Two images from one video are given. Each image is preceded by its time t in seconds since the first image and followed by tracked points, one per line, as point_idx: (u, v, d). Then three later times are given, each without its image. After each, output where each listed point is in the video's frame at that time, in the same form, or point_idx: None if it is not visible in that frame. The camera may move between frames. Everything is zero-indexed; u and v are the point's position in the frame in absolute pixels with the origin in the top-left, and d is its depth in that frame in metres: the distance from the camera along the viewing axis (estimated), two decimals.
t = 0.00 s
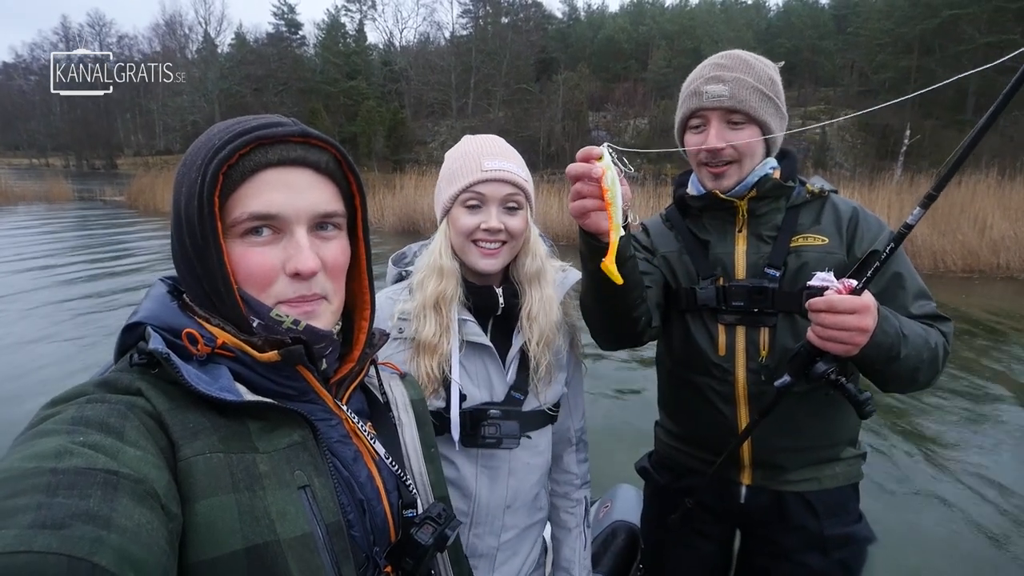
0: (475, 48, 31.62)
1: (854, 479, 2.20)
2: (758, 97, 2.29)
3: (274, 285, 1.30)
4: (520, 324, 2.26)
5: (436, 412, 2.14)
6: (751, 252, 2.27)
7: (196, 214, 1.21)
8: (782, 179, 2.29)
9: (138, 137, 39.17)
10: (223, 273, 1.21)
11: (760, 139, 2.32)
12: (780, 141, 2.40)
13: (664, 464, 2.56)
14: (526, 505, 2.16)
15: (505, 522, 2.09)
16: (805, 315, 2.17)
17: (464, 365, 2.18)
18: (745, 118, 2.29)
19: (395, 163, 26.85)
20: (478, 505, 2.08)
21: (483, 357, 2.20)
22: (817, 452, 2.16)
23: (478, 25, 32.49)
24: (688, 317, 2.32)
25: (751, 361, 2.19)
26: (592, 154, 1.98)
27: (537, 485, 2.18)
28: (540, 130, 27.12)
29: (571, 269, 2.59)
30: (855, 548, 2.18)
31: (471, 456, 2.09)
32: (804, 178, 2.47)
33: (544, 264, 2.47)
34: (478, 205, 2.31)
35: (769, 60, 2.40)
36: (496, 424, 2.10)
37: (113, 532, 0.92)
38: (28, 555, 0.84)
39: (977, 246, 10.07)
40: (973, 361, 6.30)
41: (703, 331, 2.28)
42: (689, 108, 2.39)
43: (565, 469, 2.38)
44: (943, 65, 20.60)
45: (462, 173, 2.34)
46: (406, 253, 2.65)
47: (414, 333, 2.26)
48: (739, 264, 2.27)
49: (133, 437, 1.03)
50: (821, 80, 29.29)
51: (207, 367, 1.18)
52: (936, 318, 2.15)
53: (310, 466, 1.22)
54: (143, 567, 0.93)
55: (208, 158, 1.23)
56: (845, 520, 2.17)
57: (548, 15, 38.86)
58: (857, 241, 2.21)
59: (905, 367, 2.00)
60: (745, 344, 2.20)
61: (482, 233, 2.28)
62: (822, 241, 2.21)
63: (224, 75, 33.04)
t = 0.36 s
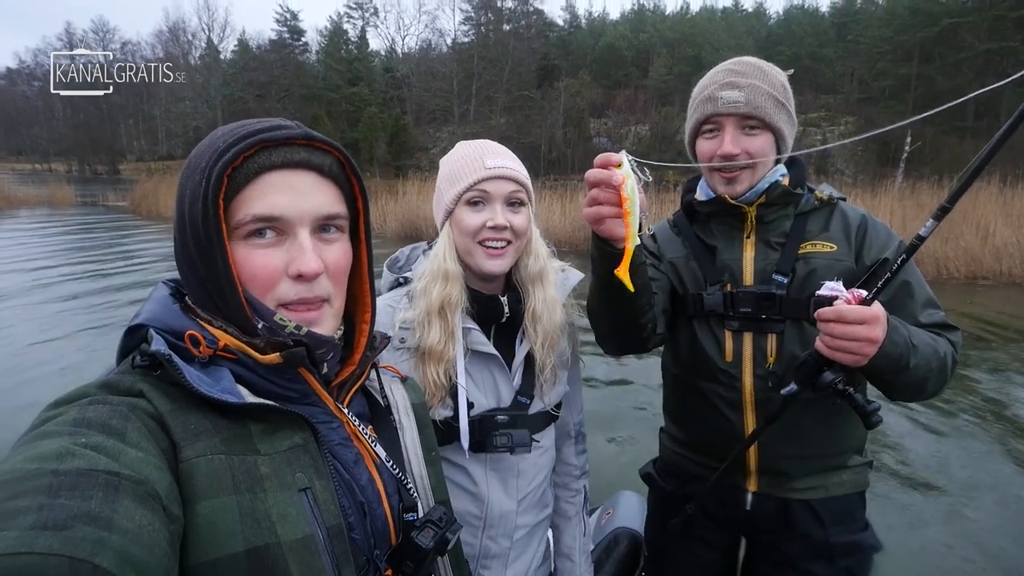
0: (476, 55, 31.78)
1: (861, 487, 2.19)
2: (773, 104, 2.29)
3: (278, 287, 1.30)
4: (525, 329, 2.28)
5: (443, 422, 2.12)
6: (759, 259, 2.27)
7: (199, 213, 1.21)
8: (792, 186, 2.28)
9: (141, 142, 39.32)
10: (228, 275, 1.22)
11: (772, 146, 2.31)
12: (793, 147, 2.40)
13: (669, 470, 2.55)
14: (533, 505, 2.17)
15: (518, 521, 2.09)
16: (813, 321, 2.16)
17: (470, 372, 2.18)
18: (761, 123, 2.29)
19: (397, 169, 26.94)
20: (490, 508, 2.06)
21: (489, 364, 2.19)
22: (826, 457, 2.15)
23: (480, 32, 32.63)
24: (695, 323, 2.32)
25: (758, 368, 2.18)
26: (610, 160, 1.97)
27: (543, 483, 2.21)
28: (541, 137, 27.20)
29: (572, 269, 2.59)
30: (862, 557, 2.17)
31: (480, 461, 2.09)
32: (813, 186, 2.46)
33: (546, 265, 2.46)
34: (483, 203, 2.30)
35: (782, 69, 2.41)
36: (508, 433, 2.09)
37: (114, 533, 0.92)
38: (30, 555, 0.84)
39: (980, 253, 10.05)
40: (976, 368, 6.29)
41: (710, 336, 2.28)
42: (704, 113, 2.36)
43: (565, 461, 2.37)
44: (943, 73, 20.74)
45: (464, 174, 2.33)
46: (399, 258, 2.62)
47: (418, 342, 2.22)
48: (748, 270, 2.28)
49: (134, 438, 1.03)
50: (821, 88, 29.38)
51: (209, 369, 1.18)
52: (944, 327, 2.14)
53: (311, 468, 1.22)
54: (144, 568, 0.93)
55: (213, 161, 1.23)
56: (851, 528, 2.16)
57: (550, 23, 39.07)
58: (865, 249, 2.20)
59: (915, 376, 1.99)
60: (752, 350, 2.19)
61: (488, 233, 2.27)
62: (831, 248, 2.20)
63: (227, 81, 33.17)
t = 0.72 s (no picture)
0: (474, 55, 31.81)
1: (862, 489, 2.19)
2: (769, 101, 2.29)
3: (290, 284, 1.30)
4: (526, 325, 2.27)
5: (448, 419, 2.12)
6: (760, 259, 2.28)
7: (209, 211, 1.20)
8: (792, 186, 2.28)
9: (137, 143, 39.23)
10: (242, 273, 1.21)
11: (771, 144, 2.31)
12: (790, 147, 2.40)
13: (670, 470, 2.55)
14: (536, 499, 2.17)
15: (523, 515, 2.10)
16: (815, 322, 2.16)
17: (473, 369, 2.18)
18: (758, 120, 2.29)
19: (394, 169, 26.94)
20: (495, 503, 2.06)
21: (492, 361, 2.20)
22: (828, 456, 2.15)
23: (477, 33, 32.65)
24: (694, 324, 2.33)
25: (759, 369, 2.18)
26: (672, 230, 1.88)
27: (546, 476, 2.21)
28: (538, 137, 27.23)
29: (571, 264, 2.59)
30: (864, 559, 2.16)
31: (485, 456, 2.10)
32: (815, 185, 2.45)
33: (545, 261, 2.45)
34: (480, 202, 2.30)
35: (778, 68, 2.42)
36: (513, 428, 2.11)
37: (111, 533, 0.92)
38: (27, 555, 0.84)
39: (977, 252, 10.11)
40: (973, 366, 6.32)
41: (710, 338, 2.28)
42: (701, 112, 2.38)
43: (565, 454, 2.37)
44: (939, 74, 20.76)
45: (460, 172, 2.33)
46: (397, 254, 2.61)
47: (420, 340, 2.21)
48: (748, 271, 2.28)
49: (131, 438, 1.02)
50: (818, 88, 29.45)
51: (208, 368, 1.17)
52: (945, 330, 2.16)
53: (310, 468, 1.22)
54: (141, 567, 0.93)
55: (224, 159, 1.22)
56: (853, 530, 2.15)
57: (547, 23, 39.14)
58: (867, 249, 2.17)
59: (911, 382, 2.00)
60: (752, 351, 2.19)
61: (486, 231, 2.27)
62: (831, 249, 2.18)
63: (224, 82, 33.13)
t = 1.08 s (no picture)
0: (476, 56, 31.83)
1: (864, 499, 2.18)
2: (772, 110, 2.29)
3: (279, 286, 1.30)
4: (528, 318, 2.25)
5: (447, 408, 2.14)
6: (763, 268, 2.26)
7: (202, 212, 1.21)
8: (797, 195, 2.28)
9: (139, 140, 39.21)
10: (230, 275, 1.21)
11: (774, 153, 2.32)
12: (796, 155, 2.40)
13: (672, 476, 2.55)
14: (541, 502, 2.14)
15: (521, 518, 2.07)
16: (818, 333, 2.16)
17: (474, 360, 2.18)
18: (759, 129, 2.30)
19: (396, 169, 26.92)
20: (494, 502, 2.06)
21: (493, 351, 2.18)
22: (830, 466, 2.15)
23: (479, 34, 32.66)
24: (698, 333, 2.33)
25: (760, 378, 2.18)
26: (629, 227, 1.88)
27: (551, 479, 2.17)
28: (540, 138, 27.23)
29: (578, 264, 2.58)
30: (865, 569, 2.16)
31: (483, 451, 2.09)
32: (822, 194, 2.45)
33: (550, 258, 2.46)
34: (486, 197, 2.31)
35: (782, 75, 2.41)
36: (508, 417, 2.09)
37: (113, 533, 0.92)
38: (29, 554, 0.84)
39: (980, 258, 10.12)
40: (975, 373, 6.32)
41: (713, 347, 2.28)
42: (704, 120, 2.40)
43: (576, 462, 2.33)
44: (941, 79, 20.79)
45: (468, 167, 2.35)
46: (415, 253, 2.64)
47: (425, 330, 2.24)
48: (750, 280, 2.27)
49: (133, 437, 1.02)
50: (820, 93, 29.47)
51: (210, 368, 1.18)
52: (948, 346, 2.15)
53: (311, 468, 1.21)
54: (143, 567, 0.93)
55: (217, 160, 1.23)
56: (854, 541, 2.14)
57: (550, 25, 39.17)
58: (873, 259, 2.17)
59: (905, 401, 2.00)
60: (754, 360, 2.19)
61: (492, 226, 2.28)
62: (836, 258, 2.18)
63: (226, 80, 33.12)
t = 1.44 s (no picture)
0: (475, 60, 31.90)
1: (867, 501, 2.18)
2: (774, 100, 2.30)
3: (279, 286, 1.30)
4: (533, 321, 2.24)
5: (447, 409, 2.14)
6: (768, 265, 2.26)
7: (202, 214, 1.21)
8: (801, 192, 2.30)
9: (138, 143, 39.19)
10: (230, 277, 1.21)
11: (775, 144, 2.33)
12: (795, 149, 2.41)
13: (674, 481, 2.53)
14: (545, 509, 2.11)
15: (523, 525, 2.05)
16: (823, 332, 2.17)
17: (476, 360, 2.18)
18: (761, 118, 2.31)
19: (395, 172, 26.92)
20: (494, 506, 2.05)
21: (495, 352, 2.19)
22: (835, 467, 2.16)
23: (478, 37, 32.76)
24: (701, 330, 2.31)
25: (764, 377, 2.17)
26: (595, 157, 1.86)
27: (556, 485, 2.14)
28: (539, 141, 27.27)
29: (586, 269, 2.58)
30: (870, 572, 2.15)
31: (483, 454, 2.09)
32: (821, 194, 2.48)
33: (557, 259, 2.45)
34: (495, 196, 2.32)
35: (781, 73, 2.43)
36: (507, 419, 2.10)
37: (113, 534, 0.91)
38: (29, 555, 0.83)
39: (979, 260, 10.13)
40: (977, 375, 6.32)
41: (716, 345, 2.27)
42: (707, 110, 2.39)
43: (587, 476, 2.31)
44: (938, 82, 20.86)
45: (477, 167, 2.36)
46: (427, 256, 2.66)
47: (429, 328, 2.27)
48: (755, 277, 2.26)
49: (132, 438, 1.02)
50: (818, 96, 29.56)
51: (210, 369, 1.17)
52: (950, 343, 2.17)
53: (310, 470, 1.21)
54: (142, 569, 0.93)
55: (215, 163, 1.23)
56: (857, 543, 2.14)
57: (548, 29, 39.30)
58: (876, 257, 2.21)
59: (914, 396, 1.99)
60: (758, 359, 2.19)
61: (498, 225, 2.28)
62: (840, 257, 2.20)
63: (225, 83, 33.13)
